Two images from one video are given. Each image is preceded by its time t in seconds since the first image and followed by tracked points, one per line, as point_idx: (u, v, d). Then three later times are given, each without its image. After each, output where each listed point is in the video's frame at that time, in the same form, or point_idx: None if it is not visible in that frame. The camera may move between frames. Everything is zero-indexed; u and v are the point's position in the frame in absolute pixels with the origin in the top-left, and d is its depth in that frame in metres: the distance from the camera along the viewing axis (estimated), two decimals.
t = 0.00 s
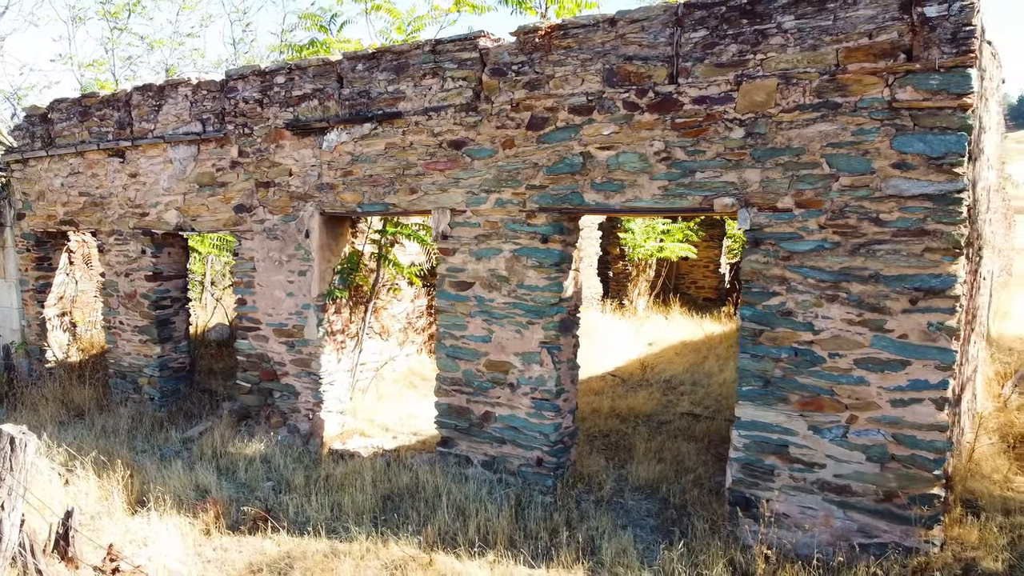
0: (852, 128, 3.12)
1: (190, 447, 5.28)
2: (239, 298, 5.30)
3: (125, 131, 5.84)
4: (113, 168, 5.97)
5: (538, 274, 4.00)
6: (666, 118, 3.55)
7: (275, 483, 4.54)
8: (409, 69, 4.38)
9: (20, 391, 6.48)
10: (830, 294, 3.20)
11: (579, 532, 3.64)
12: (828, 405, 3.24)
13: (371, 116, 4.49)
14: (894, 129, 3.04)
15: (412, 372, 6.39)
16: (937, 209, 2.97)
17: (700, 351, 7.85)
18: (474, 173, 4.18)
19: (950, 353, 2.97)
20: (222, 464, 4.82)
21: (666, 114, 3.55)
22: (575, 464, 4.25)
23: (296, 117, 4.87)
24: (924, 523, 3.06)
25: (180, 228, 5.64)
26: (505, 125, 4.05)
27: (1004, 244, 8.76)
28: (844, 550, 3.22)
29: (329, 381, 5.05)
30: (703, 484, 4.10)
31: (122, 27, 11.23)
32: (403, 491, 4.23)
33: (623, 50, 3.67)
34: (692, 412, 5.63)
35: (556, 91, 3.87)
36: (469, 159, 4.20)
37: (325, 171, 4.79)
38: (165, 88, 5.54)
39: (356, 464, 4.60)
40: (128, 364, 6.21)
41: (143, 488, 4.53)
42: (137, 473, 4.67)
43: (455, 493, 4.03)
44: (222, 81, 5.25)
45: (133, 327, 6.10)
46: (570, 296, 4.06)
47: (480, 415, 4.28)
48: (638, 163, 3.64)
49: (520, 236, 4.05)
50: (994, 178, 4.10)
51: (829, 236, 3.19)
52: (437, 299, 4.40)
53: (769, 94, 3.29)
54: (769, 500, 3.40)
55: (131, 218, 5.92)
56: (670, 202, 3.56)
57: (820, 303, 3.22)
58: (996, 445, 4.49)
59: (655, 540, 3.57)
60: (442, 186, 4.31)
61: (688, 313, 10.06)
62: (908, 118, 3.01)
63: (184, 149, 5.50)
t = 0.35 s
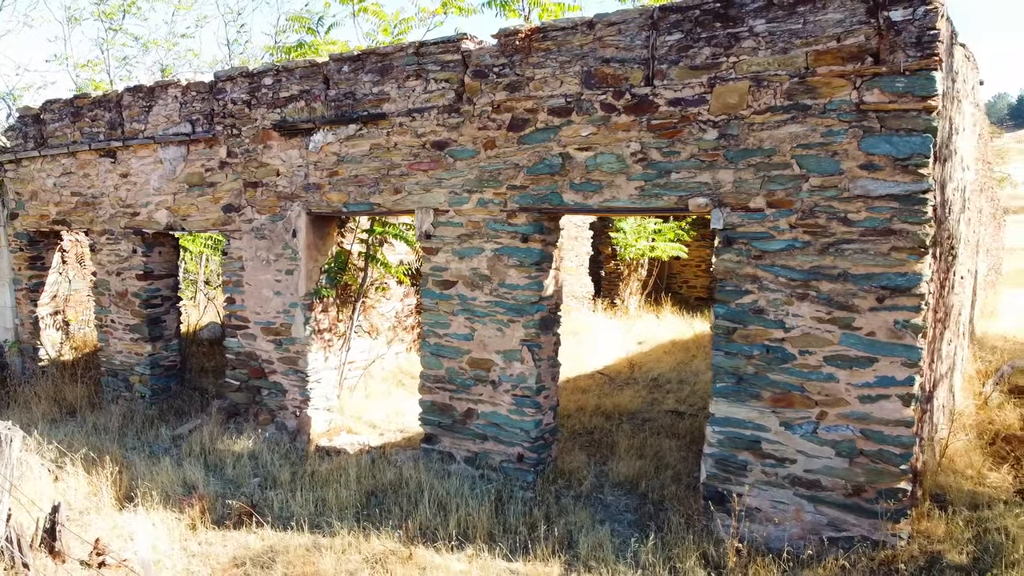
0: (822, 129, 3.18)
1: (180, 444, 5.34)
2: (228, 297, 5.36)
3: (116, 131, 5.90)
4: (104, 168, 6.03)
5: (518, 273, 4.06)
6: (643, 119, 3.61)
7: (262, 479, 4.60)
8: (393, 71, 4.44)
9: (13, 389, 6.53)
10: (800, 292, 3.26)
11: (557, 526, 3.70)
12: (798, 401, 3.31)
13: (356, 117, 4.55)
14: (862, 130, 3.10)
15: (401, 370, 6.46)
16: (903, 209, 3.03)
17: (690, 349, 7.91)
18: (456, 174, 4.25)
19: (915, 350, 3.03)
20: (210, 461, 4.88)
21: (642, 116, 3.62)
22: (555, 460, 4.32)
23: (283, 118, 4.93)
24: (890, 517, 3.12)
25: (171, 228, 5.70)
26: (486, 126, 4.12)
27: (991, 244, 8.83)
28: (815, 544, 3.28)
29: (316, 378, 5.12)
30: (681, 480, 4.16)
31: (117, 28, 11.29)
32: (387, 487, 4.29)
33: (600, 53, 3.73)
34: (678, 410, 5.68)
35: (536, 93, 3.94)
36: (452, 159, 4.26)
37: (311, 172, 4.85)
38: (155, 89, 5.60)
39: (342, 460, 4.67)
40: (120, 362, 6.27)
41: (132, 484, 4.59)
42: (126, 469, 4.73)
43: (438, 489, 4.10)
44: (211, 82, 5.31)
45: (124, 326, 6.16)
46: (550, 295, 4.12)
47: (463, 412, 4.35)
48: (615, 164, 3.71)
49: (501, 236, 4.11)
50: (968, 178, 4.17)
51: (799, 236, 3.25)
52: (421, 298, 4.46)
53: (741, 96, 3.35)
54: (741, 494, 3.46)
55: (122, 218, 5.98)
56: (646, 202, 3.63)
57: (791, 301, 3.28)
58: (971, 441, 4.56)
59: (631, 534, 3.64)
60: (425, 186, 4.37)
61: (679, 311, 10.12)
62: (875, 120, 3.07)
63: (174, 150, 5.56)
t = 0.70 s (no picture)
0: (794, 130, 3.23)
1: (170, 441, 5.39)
2: (218, 296, 5.41)
3: (108, 132, 5.95)
4: (96, 168, 6.09)
5: (501, 272, 4.11)
6: (621, 121, 3.67)
7: (249, 476, 4.66)
8: (379, 72, 4.49)
9: (6, 387, 6.59)
10: (774, 291, 3.31)
11: (537, 522, 3.76)
12: (772, 398, 3.36)
13: (342, 118, 4.60)
14: (832, 131, 3.16)
15: (391, 369, 6.51)
16: (872, 209, 3.09)
17: (679, 349, 7.95)
18: (440, 174, 4.30)
19: (885, 348, 3.09)
20: (199, 458, 4.93)
21: (620, 117, 3.67)
22: (538, 457, 4.37)
23: (271, 119, 4.98)
24: (861, 511, 3.18)
25: (161, 228, 5.76)
26: (469, 127, 4.17)
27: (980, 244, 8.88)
28: (788, 538, 3.33)
29: (304, 376, 5.17)
30: (663, 476, 4.21)
31: (112, 29, 11.36)
32: (372, 483, 4.35)
33: (580, 55, 3.78)
34: (663, 408, 5.73)
35: (517, 94, 3.99)
36: (435, 160, 4.32)
37: (299, 172, 4.90)
38: (146, 90, 5.65)
39: (328, 457, 4.72)
40: (112, 361, 6.33)
41: (120, 480, 4.64)
42: (115, 467, 4.78)
43: (421, 485, 4.15)
44: (200, 83, 5.36)
45: (116, 325, 6.21)
46: (532, 294, 4.18)
47: (447, 409, 4.40)
48: (595, 165, 3.76)
49: (483, 235, 4.17)
50: (944, 179, 4.22)
51: (772, 235, 3.30)
52: (406, 297, 4.52)
53: (716, 98, 3.40)
54: (717, 490, 3.51)
55: (114, 218, 6.03)
56: (624, 202, 3.68)
57: (765, 300, 3.34)
58: (950, 439, 4.60)
59: (610, 529, 3.69)
60: (410, 186, 4.43)
61: (671, 310, 10.15)
62: (845, 122, 3.13)
63: (164, 150, 5.61)
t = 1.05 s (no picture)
0: (766, 132, 3.28)
1: (159, 440, 5.44)
2: (207, 295, 5.46)
3: (98, 133, 6.00)
4: (87, 169, 6.14)
5: (482, 272, 4.16)
6: (599, 122, 3.72)
7: (236, 473, 4.71)
8: (363, 74, 4.54)
9: None
10: (747, 290, 3.36)
11: (516, 518, 3.81)
12: (746, 396, 3.41)
13: (328, 119, 4.66)
14: (804, 133, 3.21)
15: (380, 368, 6.57)
16: (842, 210, 3.13)
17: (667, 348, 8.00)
18: (423, 175, 4.35)
19: (854, 346, 3.14)
20: (186, 456, 4.98)
21: (598, 119, 3.72)
22: (520, 455, 4.42)
23: (258, 120, 5.03)
24: (831, 507, 3.23)
25: (151, 228, 5.81)
26: (451, 128, 4.22)
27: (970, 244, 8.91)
28: (761, 534, 3.38)
29: (292, 375, 5.22)
30: (643, 473, 4.27)
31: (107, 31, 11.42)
32: (356, 480, 4.40)
33: (559, 58, 3.83)
34: (648, 407, 5.78)
35: (498, 96, 4.04)
36: (419, 161, 4.37)
37: (285, 173, 4.95)
38: (136, 92, 5.70)
39: (314, 455, 4.77)
40: (103, 360, 6.38)
41: (108, 478, 4.69)
42: (103, 464, 4.82)
43: (403, 482, 4.20)
44: (189, 85, 5.40)
45: (107, 324, 6.27)
46: (513, 293, 4.23)
47: (430, 407, 4.45)
48: (573, 166, 3.81)
49: (466, 235, 4.22)
50: (922, 180, 4.26)
51: (746, 235, 3.36)
52: (390, 296, 4.57)
53: (691, 100, 3.45)
54: (692, 486, 3.57)
55: (105, 218, 6.08)
56: (602, 203, 3.73)
57: (738, 299, 3.39)
58: (928, 436, 4.65)
59: (588, 525, 3.74)
60: (394, 187, 4.48)
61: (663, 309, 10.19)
62: (816, 124, 3.18)
63: (153, 151, 5.67)
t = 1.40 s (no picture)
0: (739, 133, 3.32)
1: (147, 438, 5.48)
2: (195, 295, 5.51)
3: (88, 133, 6.03)
4: (77, 170, 6.18)
5: (464, 271, 4.21)
6: (577, 123, 3.76)
7: (222, 471, 4.75)
8: (348, 76, 4.59)
9: None
10: (720, 289, 3.41)
11: (496, 515, 3.85)
12: (720, 393, 3.45)
13: (313, 120, 4.70)
14: (775, 134, 3.25)
15: (369, 368, 6.62)
16: (813, 210, 3.18)
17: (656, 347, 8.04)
18: (407, 175, 4.40)
19: (825, 344, 3.18)
20: (174, 454, 5.02)
21: (576, 120, 3.76)
22: (502, 453, 4.47)
23: (245, 121, 5.08)
24: (803, 503, 3.27)
25: (140, 228, 5.85)
26: (434, 129, 4.27)
27: (959, 246, 8.93)
28: (735, 529, 3.43)
29: (279, 374, 5.26)
30: (623, 470, 4.30)
31: (101, 31, 11.46)
32: (339, 478, 4.44)
33: (538, 59, 3.88)
34: (634, 406, 5.81)
35: (479, 98, 4.09)
36: (402, 162, 4.41)
37: (271, 174, 5.00)
38: (125, 93, 5.75)
39: (300, 453, 4.81)
40: (93, 359, 6.42)
41: (95, 475, 4.72)
42: (90, 462, 4.86)
43: (386, 480, 4.25)
44: (177, 86, 5.44)
45: (97, 324, 6.31)
46: (495, 292, 4.27)
47: (413, 405, 4.50)
48: (552, 166, 3.86)
49: (448, 235, 4.26)
50: (899, 180, 4.31)
51: (719, 235, 3.40)
52: (374, 296, 4.61)
53: (666, 101, 3.49)
54: (668, 483, 3.61)
55: (95, 218, 6.12)
56: (581, 203, 3.78)
57: (712, 298, 3.43)
58: (908, 434, 4.68)
59: (566, 521, 3.78)
60: (378, 187, 4.52)
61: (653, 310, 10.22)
62: (787, 125, 3.23)
63: (142, 152, 5.71)
